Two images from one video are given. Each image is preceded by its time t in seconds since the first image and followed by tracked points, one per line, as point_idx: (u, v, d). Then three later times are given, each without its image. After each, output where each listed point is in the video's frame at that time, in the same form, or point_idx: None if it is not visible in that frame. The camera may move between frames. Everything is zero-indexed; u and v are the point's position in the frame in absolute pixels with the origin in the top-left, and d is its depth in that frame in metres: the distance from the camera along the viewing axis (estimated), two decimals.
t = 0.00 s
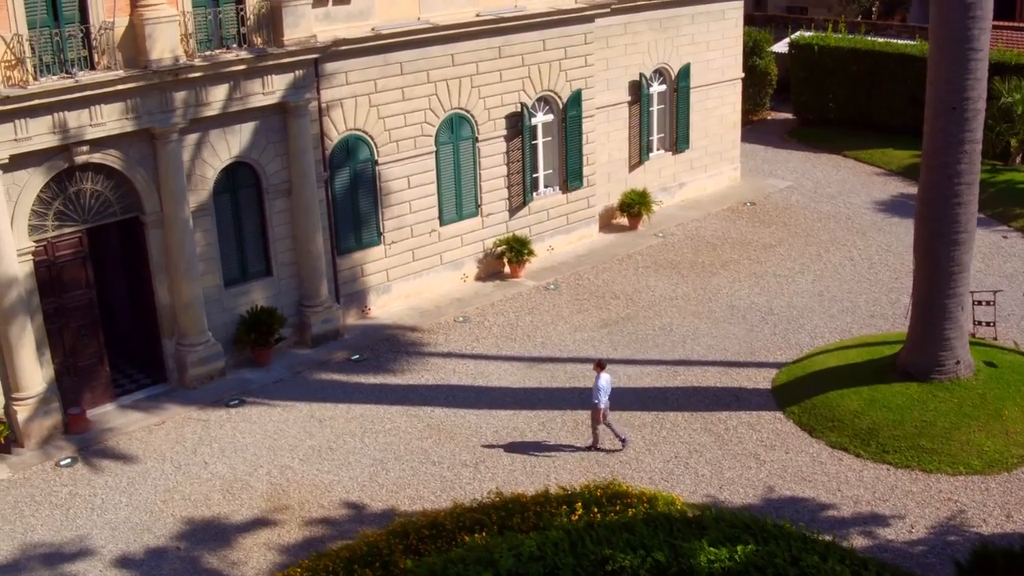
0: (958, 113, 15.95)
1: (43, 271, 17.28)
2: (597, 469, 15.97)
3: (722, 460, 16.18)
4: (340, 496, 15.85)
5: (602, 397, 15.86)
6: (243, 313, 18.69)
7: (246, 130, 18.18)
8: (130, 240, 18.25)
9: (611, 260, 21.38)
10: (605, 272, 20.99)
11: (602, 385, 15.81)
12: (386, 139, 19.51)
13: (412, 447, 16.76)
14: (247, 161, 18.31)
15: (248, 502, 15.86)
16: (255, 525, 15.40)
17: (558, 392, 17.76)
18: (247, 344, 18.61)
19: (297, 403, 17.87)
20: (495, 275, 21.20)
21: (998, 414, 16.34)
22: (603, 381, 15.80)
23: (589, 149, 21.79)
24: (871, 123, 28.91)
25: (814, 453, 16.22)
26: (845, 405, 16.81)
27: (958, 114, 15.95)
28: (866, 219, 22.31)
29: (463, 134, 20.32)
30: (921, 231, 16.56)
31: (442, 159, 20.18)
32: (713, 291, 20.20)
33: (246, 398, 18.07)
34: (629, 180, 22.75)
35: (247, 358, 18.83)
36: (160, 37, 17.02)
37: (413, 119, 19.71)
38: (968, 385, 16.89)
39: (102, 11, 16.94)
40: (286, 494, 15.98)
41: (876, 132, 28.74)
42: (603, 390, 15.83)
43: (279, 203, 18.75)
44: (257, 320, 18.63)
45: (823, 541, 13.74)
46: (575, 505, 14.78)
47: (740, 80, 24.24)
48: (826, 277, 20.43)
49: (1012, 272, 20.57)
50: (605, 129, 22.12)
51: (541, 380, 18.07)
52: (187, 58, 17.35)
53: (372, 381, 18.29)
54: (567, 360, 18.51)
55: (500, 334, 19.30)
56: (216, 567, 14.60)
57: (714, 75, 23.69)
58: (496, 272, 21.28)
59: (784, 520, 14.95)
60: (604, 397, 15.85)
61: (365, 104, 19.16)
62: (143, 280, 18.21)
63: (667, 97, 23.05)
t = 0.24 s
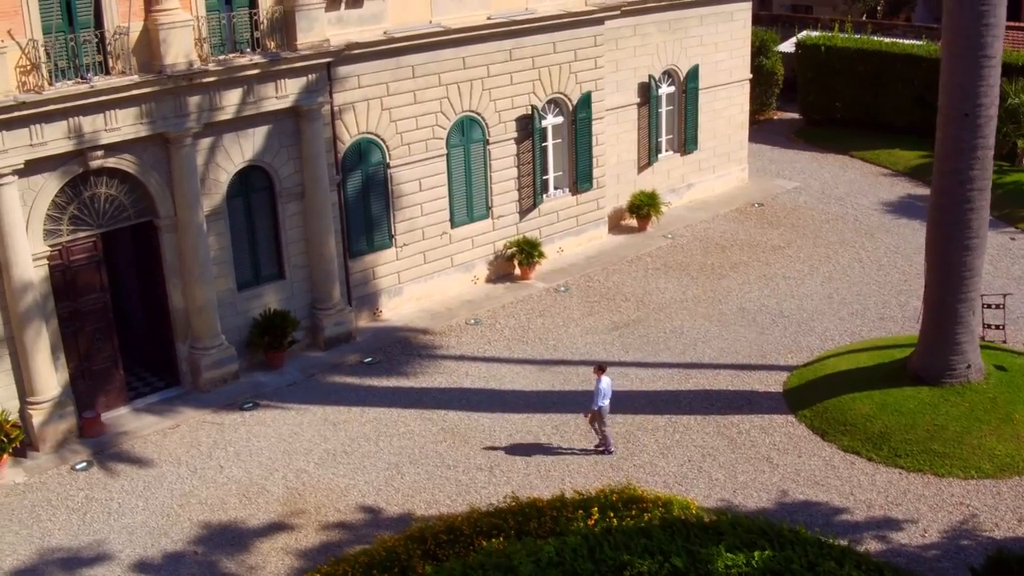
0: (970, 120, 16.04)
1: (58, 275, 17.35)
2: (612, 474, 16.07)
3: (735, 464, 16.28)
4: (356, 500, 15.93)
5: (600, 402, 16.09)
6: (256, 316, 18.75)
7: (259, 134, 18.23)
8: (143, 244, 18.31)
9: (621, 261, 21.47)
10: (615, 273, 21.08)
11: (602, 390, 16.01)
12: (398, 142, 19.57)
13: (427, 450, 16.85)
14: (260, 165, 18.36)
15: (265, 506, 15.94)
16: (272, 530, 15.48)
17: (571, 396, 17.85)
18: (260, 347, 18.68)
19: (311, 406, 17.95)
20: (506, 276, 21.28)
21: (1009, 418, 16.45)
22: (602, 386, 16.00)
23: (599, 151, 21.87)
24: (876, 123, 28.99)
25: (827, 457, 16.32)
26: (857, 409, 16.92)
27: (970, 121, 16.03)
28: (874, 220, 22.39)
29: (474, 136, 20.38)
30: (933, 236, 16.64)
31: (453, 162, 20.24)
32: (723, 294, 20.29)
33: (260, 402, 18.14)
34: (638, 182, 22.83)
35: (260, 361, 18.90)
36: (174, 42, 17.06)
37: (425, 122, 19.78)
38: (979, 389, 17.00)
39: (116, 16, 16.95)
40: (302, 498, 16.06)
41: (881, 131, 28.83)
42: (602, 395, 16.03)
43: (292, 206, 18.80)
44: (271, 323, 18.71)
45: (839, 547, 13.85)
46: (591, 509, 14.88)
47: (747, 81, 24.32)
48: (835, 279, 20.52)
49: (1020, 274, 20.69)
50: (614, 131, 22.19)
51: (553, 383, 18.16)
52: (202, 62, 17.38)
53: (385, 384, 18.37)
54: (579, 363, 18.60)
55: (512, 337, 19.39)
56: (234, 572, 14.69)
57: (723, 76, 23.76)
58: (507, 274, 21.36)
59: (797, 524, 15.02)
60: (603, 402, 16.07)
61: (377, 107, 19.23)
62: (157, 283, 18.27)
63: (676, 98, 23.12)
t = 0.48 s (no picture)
0: (982, 126, 16.14)
1: (73, 279, 17.43)
2: (626, 477, 16.18)
3: (748, 467, 16.38)
4: (372, 504, 16.03)
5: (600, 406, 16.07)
6: (269, 319, 18.84)
7: (272, 137, 18.29)
8: (157, 247, 18.37)
9: (630, 263, 21.56)
10: (625, 275, 21.17)
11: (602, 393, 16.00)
12: (409, 145, 19.65)
13: (441, 453, 16.95)
14: (273, 168, 18.42)
15: (281, 510, 16.03)
16: (288, 533, 15.57)
17: (584, 398, 17.95)
18: (273, 350, 18.77)
19: (325, 409, 18.04)
20: (516, 278, 21.36)
21: (1020, 421, 16.57)
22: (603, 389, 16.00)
23: (608, 152, 21.95)
24: (881, 122, 29.07)
25: (838, 460, 16.43)
26: (868, 412, 17.03)
27: (981, 127, 16.14)
28: (882, 221, 22.48)
29: (485, 139, 20.46)
30: (943, 241, 16.76)
31: (464, 164, 20.32)
32: (733, 295, 20.38)
33: (273, 404, 18.24)
34: (646, 182, 22.91)
35: (273, 363, 18.99)
36: (189, 46, 17.12)
37: (436, 125, 19.85)
38: (989, 392, 17.13)
39: (131, 20, 16.99)
40: (318, 501, 16.16)
41: (886, 131, 28.91)
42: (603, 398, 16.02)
43: (305, 209, 18.88)
44: (284, 326, 18.79)
45: (854, 552, 13.96)
46: (607, 514, 14.99)
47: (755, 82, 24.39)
48: (844, 281, 20.61)
49: None
50: (623, 132, 22.27)
51: (566, 386, 18.26)
52: (216, 66, 17.44)
53: (398, 387, 18.46)
54: (590, 365, 18.70)
55: (523, 339, 19.48)
56: None
57: (731, 77, 23.84)
58: (517, 275, 21.45)
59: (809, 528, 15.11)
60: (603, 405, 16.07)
61: (389, 110, 19.30)
62: (171, 286, 18.34)
63: (684, 99, 23.21)
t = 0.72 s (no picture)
0: (994, 132, 16.26)
1: (89, 282, 17.51)
2: (640, 481, 16.31)
3: (761, 470, 16.50)
4: (388, 507, 16.14)
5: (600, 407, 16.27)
6: (283, 321, 18.93)
7: (286, 140, 18.35)
8: (171, 250, 18.44)
9: (640, 264, 21.67)
10: (635, 276, 21.28)
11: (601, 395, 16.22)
12: (421, 147, 19.72)
13: (456, 456, 17.07)
14: (287, 171, 18.49)
15: (298, 513, 16.14)
16: (306, 536, 15.68)
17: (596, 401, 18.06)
18: (286, 352, 18.87)
19: (339, 411, 18.14)
20: (526, 279, 21.46)
21: None
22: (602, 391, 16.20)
23: (618, 153, 22.04)
24: (886, 121, 29.17)
25: (850, 462, 16.54)
26: (880, 415, 17.15)
27: (993, 133, 16.26)
28: (889, 222, 22.59)
29: (496, 141, 20.54)
30: (954, 245, 16.87)
31: (476, 166, 20.41)
32: (743, 297, 20.49)
33: (287, 406, 18.33)
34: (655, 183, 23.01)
35: (286, 365, 19.09)
36: (203, 50, 17.18)
37: (448, 127, 19.93)
38: (999, 395, 17.27)
39: (146, 24, 17.03)
40: (334, 504, 16.27)
41: (891, 130, 29.02)
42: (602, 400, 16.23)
43: (318, 212, 18.96)
44: (297, 328, 18.88)
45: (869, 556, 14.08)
46: (622, 518, 15.12)
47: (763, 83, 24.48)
48: (853, 282, 20.72)
49: None
50: (632, 133, 22.36)
51: (578, 388, 18.37)
52: (230, 70, 17.50)
53: (411, 389, 18.57)
54: (602, 367, 18.81)
55: (535, 341, 19.59)
56: None
57: (739, 78, 23.93)
58: (527, 276, 21.54)
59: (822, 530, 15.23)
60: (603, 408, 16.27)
61: (401, 112, 19.37)
62: (185, 289, 18.42)
63: (693, 100, 23.30)
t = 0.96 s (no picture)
0: (1006, 137, 16.39)
1: (105, 285, 17.59)
2: (655, 482, 16.43)
3: (774, 472, 16.62)
4: (406, 509, 16.26)
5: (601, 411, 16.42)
6: (297, 323, 19.02)
7: (300, 143, 18.43)
8: (186, 253, 18.52)
9: (650, 264, 21.78)
10: (645, 277, 21.40)
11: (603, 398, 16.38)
12: (434, 149, 19.81)
13: (471, 458, 17.19)
14: (301, 174, 18.57)
15: (315, 515, 16.25)
16: (324, 539, 15.80)
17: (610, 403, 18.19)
18: (301, 354, 18.97)
19: (353, 412, 18.25)
20: (537, 280, 21.56)
21: None
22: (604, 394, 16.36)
23: (628, 154, 22.15)
24: (892, 120, 29.30)
25: (863, 464, 16.65)
26: (891, 417, 17.27)
27: (1005, 138, 16.39)
28: (897, 222, 22.72)
29: (508, 142, 20.64)
30: (966, 249, 17.00)
31: (487, 168, 20.50)
32: (753, 298, 20.62)
33: (302, 408, 18.44)
34: (665, 184, 23.13)
35: (301, 367, 19.20)
36: (219, 54, 17.25)
37: (460, 129, 20.01)
38: (1009, 397, 17.41)
39: (162, 28, 17.11)
40: (352, 506, 16.39)
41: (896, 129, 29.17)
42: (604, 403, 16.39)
43: (332, 214, 19.04)
44: (311, 330, 18.99)
45: (884, 559, 14.24)
46: (639, 520, 15.26)
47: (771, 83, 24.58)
48: (862, 282, 20.85)
49: None
50: (641, 134, 22.46)
51: (591, 390, 18.49)
52: (246, 74, 17.58)
53: (425, 391, 18.68)
54: (615, 368, 18.94)
55: (547, 342, 19.71)
56: None
57: (747, 78, 24.03)
58: (538, 277, 21.64)
59: (837, 533, 15.34)
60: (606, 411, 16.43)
61: (414, 115, 19.44)
62: (200, 291, 18.50)
63: (701, 101, 23.40)
